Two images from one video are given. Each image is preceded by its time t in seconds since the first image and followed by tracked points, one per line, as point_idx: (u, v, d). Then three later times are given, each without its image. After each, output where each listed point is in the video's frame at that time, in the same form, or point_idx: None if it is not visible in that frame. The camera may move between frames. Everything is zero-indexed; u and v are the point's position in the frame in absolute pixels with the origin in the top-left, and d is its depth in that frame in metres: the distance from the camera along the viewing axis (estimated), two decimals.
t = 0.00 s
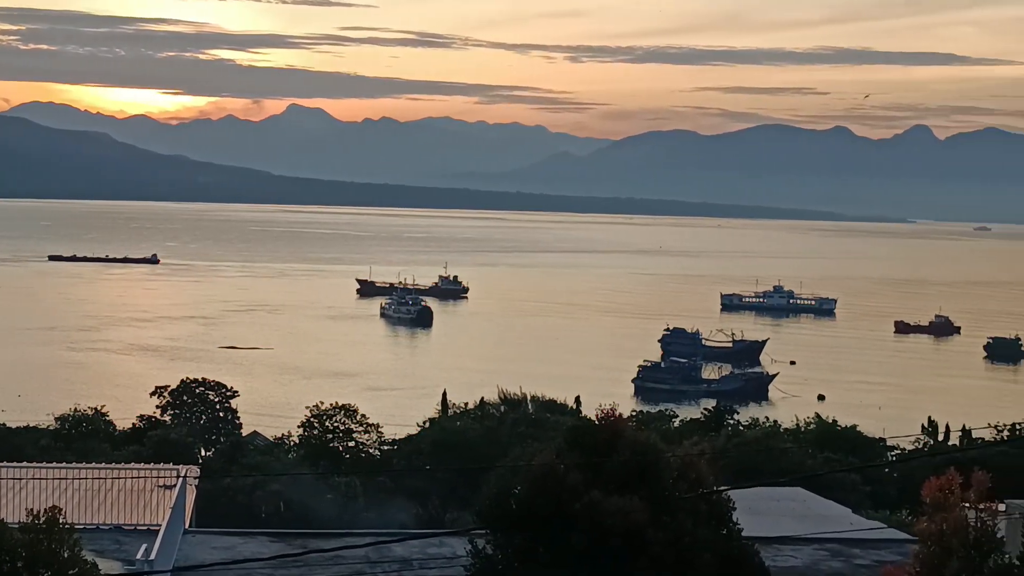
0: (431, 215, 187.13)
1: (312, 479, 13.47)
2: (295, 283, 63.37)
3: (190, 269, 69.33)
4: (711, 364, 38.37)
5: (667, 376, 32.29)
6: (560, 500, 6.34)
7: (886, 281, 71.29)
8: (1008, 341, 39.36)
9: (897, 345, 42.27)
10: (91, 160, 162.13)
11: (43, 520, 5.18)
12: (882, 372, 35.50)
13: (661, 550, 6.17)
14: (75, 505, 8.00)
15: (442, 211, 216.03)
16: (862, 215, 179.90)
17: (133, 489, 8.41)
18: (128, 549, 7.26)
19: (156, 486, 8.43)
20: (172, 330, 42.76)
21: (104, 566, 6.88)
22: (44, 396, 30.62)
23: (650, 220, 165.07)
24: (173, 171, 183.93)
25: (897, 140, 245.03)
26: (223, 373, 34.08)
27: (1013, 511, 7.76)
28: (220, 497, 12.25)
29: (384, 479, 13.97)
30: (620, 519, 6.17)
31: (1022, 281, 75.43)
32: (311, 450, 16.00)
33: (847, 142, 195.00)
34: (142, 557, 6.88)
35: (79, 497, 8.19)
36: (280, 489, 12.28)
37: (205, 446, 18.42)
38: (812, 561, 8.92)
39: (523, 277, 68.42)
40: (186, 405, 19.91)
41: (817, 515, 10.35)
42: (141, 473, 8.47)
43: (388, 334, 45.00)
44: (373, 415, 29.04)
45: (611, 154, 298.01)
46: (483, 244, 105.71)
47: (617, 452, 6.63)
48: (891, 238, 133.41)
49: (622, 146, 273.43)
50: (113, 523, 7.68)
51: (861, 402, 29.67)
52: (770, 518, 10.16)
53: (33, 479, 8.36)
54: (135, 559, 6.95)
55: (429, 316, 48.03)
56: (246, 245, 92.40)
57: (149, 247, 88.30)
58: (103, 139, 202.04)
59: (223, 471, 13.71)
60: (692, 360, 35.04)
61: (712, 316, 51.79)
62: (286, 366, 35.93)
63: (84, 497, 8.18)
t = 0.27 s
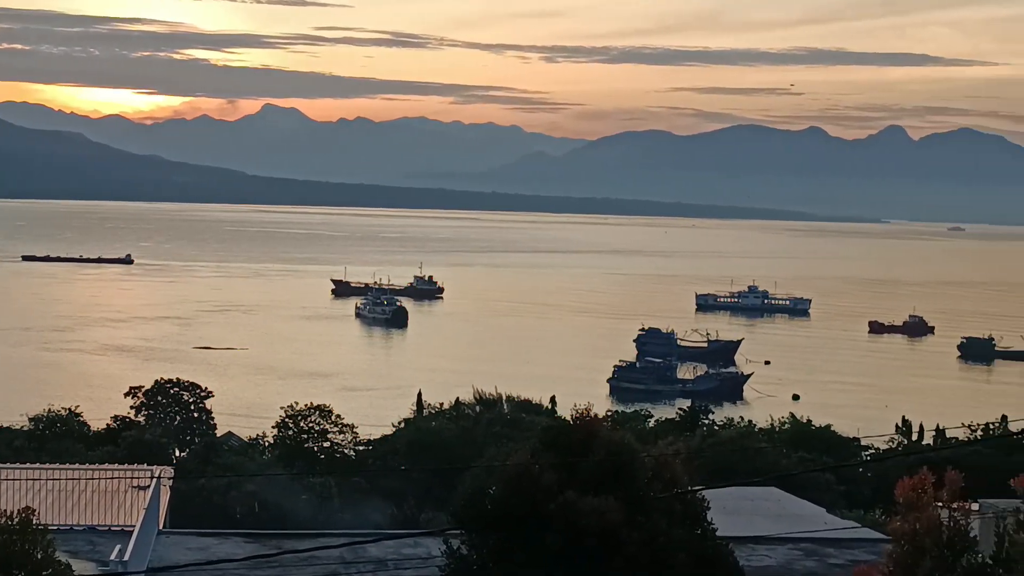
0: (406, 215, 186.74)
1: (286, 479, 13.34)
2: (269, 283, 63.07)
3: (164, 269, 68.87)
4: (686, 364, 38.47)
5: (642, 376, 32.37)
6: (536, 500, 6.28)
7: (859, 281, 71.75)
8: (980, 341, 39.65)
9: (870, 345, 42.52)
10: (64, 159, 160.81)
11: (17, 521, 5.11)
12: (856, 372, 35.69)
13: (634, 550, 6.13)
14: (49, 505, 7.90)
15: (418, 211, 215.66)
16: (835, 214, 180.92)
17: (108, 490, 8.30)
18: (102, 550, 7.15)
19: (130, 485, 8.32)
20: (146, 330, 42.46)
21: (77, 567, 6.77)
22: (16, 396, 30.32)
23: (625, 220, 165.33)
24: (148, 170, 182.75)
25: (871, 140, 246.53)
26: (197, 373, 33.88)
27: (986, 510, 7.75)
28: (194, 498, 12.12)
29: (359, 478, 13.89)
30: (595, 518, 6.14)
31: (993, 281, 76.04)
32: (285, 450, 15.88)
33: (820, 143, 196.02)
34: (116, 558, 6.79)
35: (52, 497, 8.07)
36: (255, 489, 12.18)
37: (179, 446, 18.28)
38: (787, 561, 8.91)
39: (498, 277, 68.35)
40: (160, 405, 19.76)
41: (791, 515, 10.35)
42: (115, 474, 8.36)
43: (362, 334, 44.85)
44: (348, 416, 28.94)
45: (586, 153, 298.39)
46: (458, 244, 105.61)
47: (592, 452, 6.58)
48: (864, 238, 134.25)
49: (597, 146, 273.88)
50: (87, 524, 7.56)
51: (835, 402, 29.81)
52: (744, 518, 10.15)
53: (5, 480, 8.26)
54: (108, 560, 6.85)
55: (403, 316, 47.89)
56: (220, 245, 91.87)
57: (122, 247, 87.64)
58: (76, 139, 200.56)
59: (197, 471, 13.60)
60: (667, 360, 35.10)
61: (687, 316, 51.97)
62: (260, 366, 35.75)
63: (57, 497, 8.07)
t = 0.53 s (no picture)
0: (380, 215, 186.32)
1: (259, 479, 13.24)
2: (243, 283, 62.77)
3: (137, 269, 68.41)
4: (660, 364, 38.60)
5: (615, 376, 32.44)
6: (509, 500, 6.23)
7: (832, 281, 72.25)
8: (950, 340, 39.99)
9: (842, 345, 42.80)
10: (35, 158, 159.45)
11: None
12: (828, 372, 35.89)
13: (609, 549, 6.10)
14: (19, 507, 7.78)
15: (392, 211, 215.25)
16: (808, 215, 182.09)
17: (79, 491, 8.19)
18: (75, 550, 7.05)
19: (102, 486, 8.21)
20: (118, 330, 42.15)
21: (48, 567, 6.68)
22: None
23: (599, 220, 165.67)
24: (119, 169, 181.48)
25: (842, 140, 248.20)
26: (170, 373, 33.69)
27: (957, 509, 7.75)
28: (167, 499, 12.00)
29: (332, 479, 13.79)
30: (569, 516, 6.10)
31: (963, 280, 76.76)
32: (258, 450, 15.77)
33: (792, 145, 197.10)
34: (88, 558, 6.70)
35: (22, 498, 7.95)
36: (227, 489, 12.08)
37: (152, 447, 18.13)
38: (760, 560, 8.89)
39: (472, 277, 68.35)
40: (133, 406, 19.59)
41: (763, 515, 10.35)
42: (87, 474, 8.24)
43: (336, 334, 44.72)
44: (322, 415, 28.86)
45: (560, 154, 299.00)
46: (432, 244, 105.60)
47: (566, 452, 6.54)
48: (836, 238, 135.21)
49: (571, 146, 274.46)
50: (59, 525, 7.46)
51: (807, 402, 29.96)
52: (717, 517, 10.15)
53: None
54: (80, 561, 6.76)
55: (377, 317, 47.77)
56: (193, 245, 91.35)
57: (94, 247, 86.98)
58: (47, 138, 198.89)
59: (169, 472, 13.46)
60: (641, 360, 35.17)
61: (661, 315, 52.12)
62: (234, 367, 35.57)
63: (28, 498, 7.95)
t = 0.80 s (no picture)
0: (357, 215, 185.84)
1: (236, 480, 13.14)
2: (219, 283, 62.44)
3: (113, 269, 67.94)
4: (637, 363, 38.69)
5: (593, 376, 32.49)
6: (486, 500, 6.19)
7: (808, 281, 72.56)
8: (926, 341, 40.26)
9: (819, 345, 42.99)
10: (9, 157, 158.13)
11: None
12: (803, 372, 36.05)
13: (585, 549, 6.07)
14: None
15: (369, 211, 214.71)
16: (784, 215, 182.93)
17: (54, 491, 8.09)
18: (49, 551, 6.97)
19: (78, 487, 8.12)
20: (94, 330, 41.83)
21: (21, 568, 6.59)
22: None
23: (576, 221, 165.89)
24: (94, 169, 180.25)
25: (818, 141, 249.49)
26: (145, 373, 33.48)
27: (935, 509, 7.77)
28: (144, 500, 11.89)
29: (309, 480, 13.70)
30: (545, 517, 6.06)
31: (938, 281, 77.26)
32: (234, 451, 15.66)
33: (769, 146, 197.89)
34: (64, 559, 6.62)
35: None
36: (204, 490, 11.98)
37: (128, 448, 17.98)
38: (736, 560, 8.88)
39: (450, 277, 68.28)
40: (108, 406, 19.42)
41: (739, 514, 10.35)
42: (62, 474, 8.15)
43: (313, 335, 44.55)
44: (299, 416, 28.72)
45: (537, 154, 299.35)
46: (408, 244, 105.48)
47: (543, 452, 6.51)
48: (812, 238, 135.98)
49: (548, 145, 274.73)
50: (34, 526, 7.37)
51: (783, 402, 30.08)
52: (695, 517, 10.14)
53: None
54: (56, 561, 6.68)
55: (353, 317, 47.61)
56: (169, 245, 90.82)
57: (69, 246, 86.34)
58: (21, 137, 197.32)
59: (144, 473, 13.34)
60: (617, 361, 35.17)
61: (638, 316, 52.23)
62: (210, 367, 35.37)
63: (3, 498, 7.86)
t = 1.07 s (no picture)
0: (330, 214, 185.19)
1: (208, 480, 13.02)
2: (192, 283, 62.01)
3: (84, 269, 67.33)
4: (611, 364, 38.76)
5: (566, 376, 32.51)
6: (458, 501, 6.14)
7: (781, 282, 72.89)
8: (897, 341, 40.61)
9: (790, 345, 43.18)
10: None
11: None
12: (775, 372, 36.20)
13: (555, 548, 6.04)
14: None
15: (342, 211, 213.96)
16: (757, 216, 183.80)
17: (25, 491, 7.97)
18: (20, 551, 6.86)
19: (50, 486, 8.00)
20: (65, 330, 41.42)
21: None
22: None
23: (550, 221, 166.01)
24: (65, 168, 178.66)
25: (790, 141, 250.56)
26: (117, 373, 33.17)
27: (905, 509, 7.79)
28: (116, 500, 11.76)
29: (281, 479, 13.59)
30: (517, 517, 6.02)
31: (909, 281, 77.80)
32: (207, 450, 15.52)
33: (742, 147, 198.78)
34: (34, 560, 6.52)
35: None
36: (176, 490, 11.85)
37: (99, 448, 17.79)
38: (708, 559, 8.88)
39: (424, 277, 68.12)
40: (80, 406, 19.22)
41: (712, 514, 10.34)
42: (32, 474, 8.03)
43: (286, 334, 44.32)
44: (271, 416, 28.54)
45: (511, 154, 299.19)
46: (382, 244, 105.08)
47: (515, 452, 6.46)
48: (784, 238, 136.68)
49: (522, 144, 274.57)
50: (5, 526, 7.26)
51: (755, 402, 30.20)
52: (667, 517, 10.13)
53: None
54: (26, 562, 6.57)
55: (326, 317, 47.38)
56: (141, 244, 90.13)
57: (39, 246, 85.50)
58: None
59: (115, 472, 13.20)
60: (590, 361, 35.17)
61: (611, 316, 52.33)
62: (182, 367, 35.10)
63: None
